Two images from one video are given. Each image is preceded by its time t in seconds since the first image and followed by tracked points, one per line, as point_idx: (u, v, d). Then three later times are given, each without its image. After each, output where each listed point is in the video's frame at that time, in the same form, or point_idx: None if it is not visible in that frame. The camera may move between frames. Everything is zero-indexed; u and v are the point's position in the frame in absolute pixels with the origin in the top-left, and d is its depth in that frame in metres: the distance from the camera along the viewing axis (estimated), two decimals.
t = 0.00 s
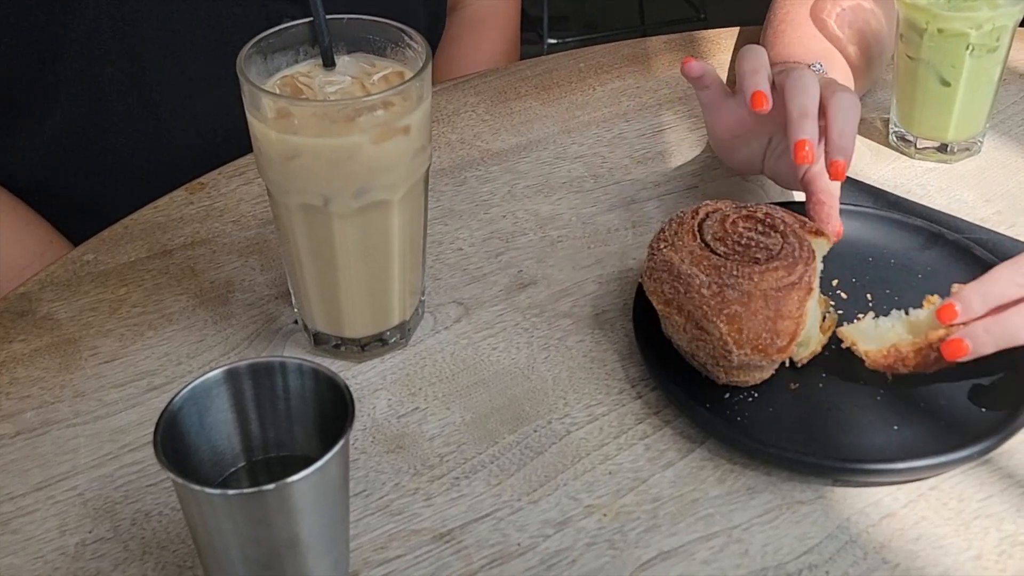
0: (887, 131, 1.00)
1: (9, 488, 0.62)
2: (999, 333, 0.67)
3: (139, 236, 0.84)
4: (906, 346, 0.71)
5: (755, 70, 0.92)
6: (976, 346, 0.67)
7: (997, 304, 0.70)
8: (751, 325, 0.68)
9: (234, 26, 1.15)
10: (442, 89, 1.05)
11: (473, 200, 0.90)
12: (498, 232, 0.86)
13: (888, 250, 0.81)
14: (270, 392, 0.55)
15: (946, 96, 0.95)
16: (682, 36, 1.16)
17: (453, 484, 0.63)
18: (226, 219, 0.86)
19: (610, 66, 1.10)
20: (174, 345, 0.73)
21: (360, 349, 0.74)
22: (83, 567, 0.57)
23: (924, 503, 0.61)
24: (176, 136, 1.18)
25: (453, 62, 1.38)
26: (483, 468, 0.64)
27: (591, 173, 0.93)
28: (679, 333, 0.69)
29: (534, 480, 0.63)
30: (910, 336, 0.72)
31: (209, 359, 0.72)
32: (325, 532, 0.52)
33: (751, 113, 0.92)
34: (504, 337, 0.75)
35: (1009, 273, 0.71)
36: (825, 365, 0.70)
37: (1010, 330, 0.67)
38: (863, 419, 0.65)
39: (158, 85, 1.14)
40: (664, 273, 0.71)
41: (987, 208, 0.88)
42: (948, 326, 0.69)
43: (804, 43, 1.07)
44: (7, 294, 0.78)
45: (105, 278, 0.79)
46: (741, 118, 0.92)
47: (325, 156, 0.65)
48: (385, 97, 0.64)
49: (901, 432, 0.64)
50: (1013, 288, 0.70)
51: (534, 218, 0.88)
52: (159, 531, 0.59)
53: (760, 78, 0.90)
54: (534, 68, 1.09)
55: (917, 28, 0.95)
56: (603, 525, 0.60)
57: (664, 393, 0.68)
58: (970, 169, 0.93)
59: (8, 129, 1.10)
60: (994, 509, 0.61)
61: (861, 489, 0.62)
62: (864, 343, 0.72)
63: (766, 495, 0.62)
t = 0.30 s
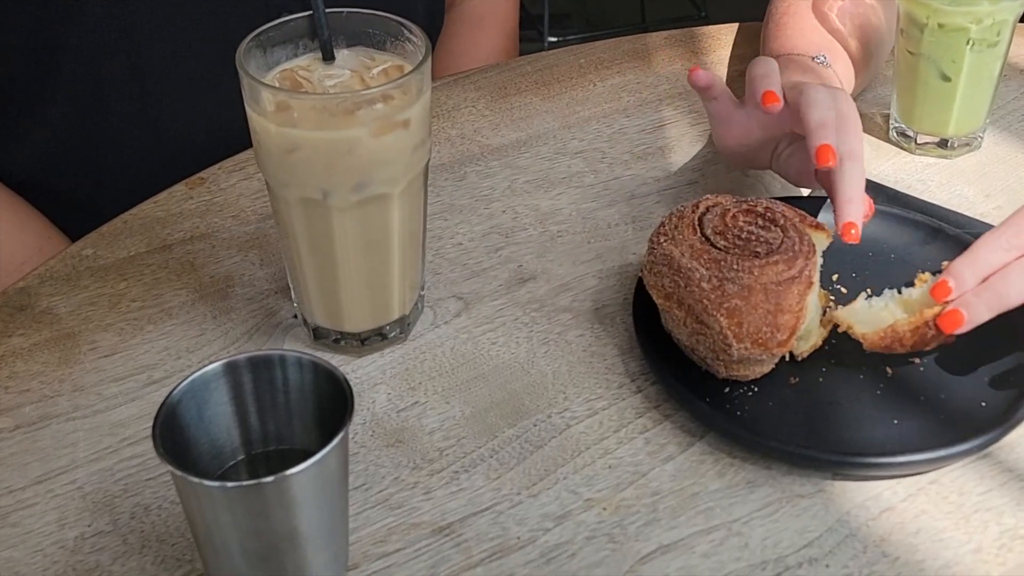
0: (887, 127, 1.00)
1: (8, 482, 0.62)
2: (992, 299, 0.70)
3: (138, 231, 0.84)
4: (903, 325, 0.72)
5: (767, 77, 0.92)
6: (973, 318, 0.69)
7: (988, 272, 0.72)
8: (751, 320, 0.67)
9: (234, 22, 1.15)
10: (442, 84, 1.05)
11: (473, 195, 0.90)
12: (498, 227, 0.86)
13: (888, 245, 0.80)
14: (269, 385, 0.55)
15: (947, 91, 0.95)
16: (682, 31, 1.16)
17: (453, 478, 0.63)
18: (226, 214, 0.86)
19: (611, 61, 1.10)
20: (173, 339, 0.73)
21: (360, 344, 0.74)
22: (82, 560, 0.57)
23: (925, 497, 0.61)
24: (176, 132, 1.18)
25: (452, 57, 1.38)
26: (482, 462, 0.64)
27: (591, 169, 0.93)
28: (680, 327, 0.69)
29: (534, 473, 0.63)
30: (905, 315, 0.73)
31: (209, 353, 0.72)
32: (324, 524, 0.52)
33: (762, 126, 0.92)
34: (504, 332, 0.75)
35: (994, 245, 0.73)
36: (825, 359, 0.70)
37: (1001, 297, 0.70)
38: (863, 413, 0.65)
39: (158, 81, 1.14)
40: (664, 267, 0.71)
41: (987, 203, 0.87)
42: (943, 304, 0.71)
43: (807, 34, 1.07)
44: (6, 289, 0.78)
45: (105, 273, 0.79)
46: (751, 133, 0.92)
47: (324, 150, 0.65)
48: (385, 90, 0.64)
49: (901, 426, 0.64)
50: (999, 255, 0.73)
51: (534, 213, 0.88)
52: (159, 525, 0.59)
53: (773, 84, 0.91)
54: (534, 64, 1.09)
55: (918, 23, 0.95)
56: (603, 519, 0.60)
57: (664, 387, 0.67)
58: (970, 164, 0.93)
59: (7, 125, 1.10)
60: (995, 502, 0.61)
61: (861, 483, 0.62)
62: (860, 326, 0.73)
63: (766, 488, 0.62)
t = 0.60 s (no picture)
0: (888, 127, 1.00)
1: (14, 482, 0.62)
2: (991, 303, 0.70)
3: (142, 232, 0.84)
4: (901, 325, 0.72)
5: (756, 77, 0.92)
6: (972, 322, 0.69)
7: (993, 274, 0.71)
8: (753, 320, 0.68)
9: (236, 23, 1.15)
10: (444, 85, 1.06)
11: (476, 196, 0.90)
12: (501, 228, 0.86)
13: (889, 246, 0.81)
14: (274, 385, 0.56)
15: (947, 92, 0.95)
16: (683, 32, 1.16)
17: (457, 478, 0.63)
18: (229, 215, 0.87)
19: (612, 63, 1.10)
20: (178, 340, 0.74)
21: (364, 344, 0.75)
22: (88, 560, 0.57)
23: (926, 497, 0.61)
24: (178, 132, 1.18)
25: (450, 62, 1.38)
26: (486, 462, 0.64)
27: (593, 170, 0.94)
28: (682, 327, 0.70)
29: (537, 473, 0.63)
30: (904, 315, 0.73)
31: (213, 354, 0.72)
32: (329, 524, 0.52)
33: (755, 127, 0.90)
34: (507, 332, 0.75)
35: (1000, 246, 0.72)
36: (827, 359, 0.70)
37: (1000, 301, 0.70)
38: (865, 414, 0.65)
39: (160, 82, 1.14)
40: (667, 268, 0.71)
41: (988, 204, 0.88)
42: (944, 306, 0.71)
43: (806, 37, 1.08)
44: (11, 290, 0.78)
45: (109, 274, 0.79)
46: (744, 135, 0.91)
47: (329, 152, 0.66)
48: (389, 92, 0.64)
49: (902, 426, 0.64)
50: (1005, 258, 0.72)
51: (537, 214, 0.88)
52: (164, 525, 0.59)
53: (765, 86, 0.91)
54: (536, 65, 1.10)
55: (919, 24, 0.95)
56: (607, 519, 0.60)
57: (667, 387, 0.68)
58: (971, 165, 0.94)
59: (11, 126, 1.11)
60: (996, 502, 0.61)
61: (863, 483, 0.63)
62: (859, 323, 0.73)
63: (769, 489, 0.62)
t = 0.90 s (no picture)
0: (893, 126, 1.00)
1: (21, 480, 0.62)
2: (1000, 306, 0.70)
3: (147, 230, 0.84)
4: (911, 329, 0.71)
5: (766, 82, 0.92)
6: (982, 326, 0.69)
7: (1001, 276, 0.71)
8: (759, 318, 0.68)
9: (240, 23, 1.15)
10: (449, 84, 1.06)
11: (481, 194, 0.90)
12: (506, 226, 0.86)
13: (894, 244, 0.81)
14: (281, 383, 0.56)
15: (952, 90, 0.95)
16: (688, 30, 1.16)
17: (462, 476, 0.63)
18: (234, 213, 0.87)
19: (617, 61, 1.10)
20: (183, 338, 0.74)
21: (369, 342, 0.75)
22: (95, 558, 0.57)
23: (931, 495, 0.61)
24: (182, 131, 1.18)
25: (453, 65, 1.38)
26: (491, 460, 0.64)
27: (598, 168, 0.94)
28: (687, 326, 0.70)
29: (543, 471, 0.63)
30: (912, 319, 0.72)
31: (219, 352, 0.72)
32: (335, 522, 0.52)
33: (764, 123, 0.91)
34: (512, 331, 0.75)
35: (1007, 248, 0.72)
36: (833, 358, 0.70)
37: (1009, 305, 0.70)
38: (870, 412, 0.65)
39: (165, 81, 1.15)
40: (672, 266, 0.71)
41: (993, 202, 0.88)
42: (953, 308, 0.70)
43: (813, 38, 1.08)
44: (16, 288, 0.78)
45: (115, 272, 0.79)
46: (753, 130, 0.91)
47: (335, 150, 0.66)
48: (395, 91, 0.64)
49: (908, 425, 0.64)
50: (1012, 259, 0.72)
51: (541, 212, 0.88)
52: (171, 522, 0.59)
53: (773, 90, 0.91)
54: (540, 63, 1.10)
55: (924, 23, 0.95)
56: (612, 517, 0.60)
57: (672, 385, 0.68)
58: (976, 163, 0.93)
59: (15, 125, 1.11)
60: (1001, 501, 0.61)
61: (869, 481, 0.63)
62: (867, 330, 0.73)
63: (774, 487, 0.62)
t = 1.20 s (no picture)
0: (889, 126, 1.00)
1: (14, 482, 0.62)
2: (1008, 305, 0.69)
3: (142, 232, 0.84)
4: (913, 321, 0.72)
5: (705, 47, 0.91)
6: (988, 324, 0.69)
7: (1011, 281, 0.71)
8: (754, 320, 0.68)
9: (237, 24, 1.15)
10: (445, 85, 1.05)
11: (476, 195, 0.90)
12: (501, 228, 0.86)
13: (891, 245, 0.81)
14: (274, 386, 0.55)
15: (948, 91, 0.95)
16: (685, 31, 1.16)
17: (457, 478, 0.63)
18: (229, 214, 0.87)
19: (613, 62, 1.10)
20: (178, 340, 0.73)
21: (364, 344, 0.74)
22: (88, 560, 0.57)
23: (927, 497, 0.61)
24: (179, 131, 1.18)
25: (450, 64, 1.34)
26: (487, 462, 0.64)
27: (594, 169, 0.93)
28: (683, 327, 0.70)
29: (538, 474, 0.63)
30: (916, 310, 0.73)
31: (213, 354, 0.72)
32: (329, 525, 0.52)
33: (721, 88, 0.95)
34: (507, 332, 0.75)
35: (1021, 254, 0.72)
36: (829, 359, 0.70)
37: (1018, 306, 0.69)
38: (866, 413, 0.65)
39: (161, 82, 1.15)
40: (668, 267, 0.71)
41: (990, 203, 0.88)
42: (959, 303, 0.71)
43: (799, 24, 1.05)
44: (11, 290, 0.78)
45: (109, 274, 0.79)
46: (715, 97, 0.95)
47: (329, 151, 0.66)
48: (389, 92, 0.64)
49: (904, 426, 0.64)
50: None
51: (537, 214, 0.88)
52: (164, 525, 0.59)
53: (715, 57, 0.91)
54: (536, 64, 1.09)
55: (920, 24, 0.95)
56: (607, 520, 0.60)
57: (667, 387, 0.68)
58: (973, 164, 0.93)
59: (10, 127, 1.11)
60: (997, 503, 0.61)
61: (865, 483, 0.63)
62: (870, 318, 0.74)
63: (770, 489, 0.62)
